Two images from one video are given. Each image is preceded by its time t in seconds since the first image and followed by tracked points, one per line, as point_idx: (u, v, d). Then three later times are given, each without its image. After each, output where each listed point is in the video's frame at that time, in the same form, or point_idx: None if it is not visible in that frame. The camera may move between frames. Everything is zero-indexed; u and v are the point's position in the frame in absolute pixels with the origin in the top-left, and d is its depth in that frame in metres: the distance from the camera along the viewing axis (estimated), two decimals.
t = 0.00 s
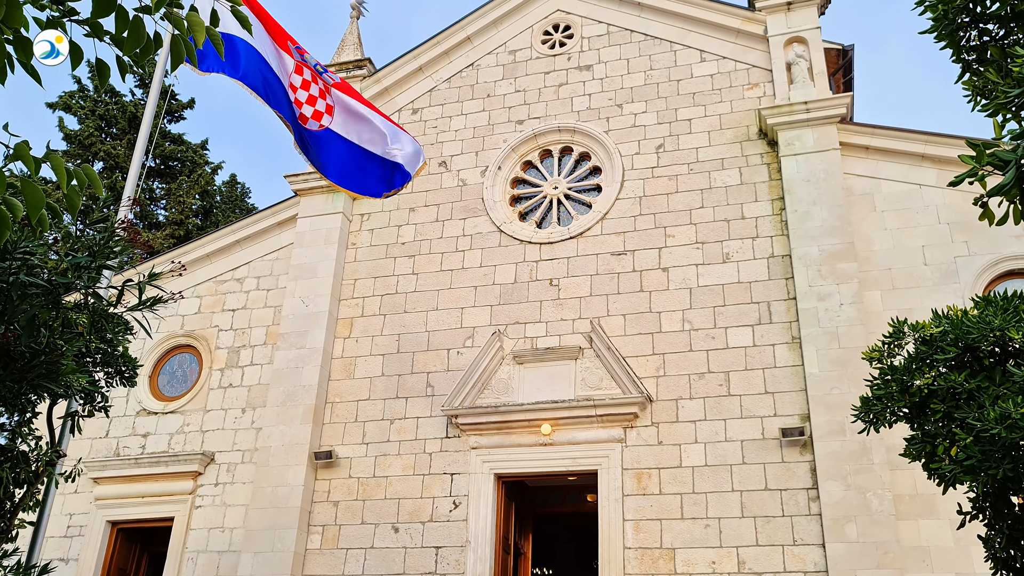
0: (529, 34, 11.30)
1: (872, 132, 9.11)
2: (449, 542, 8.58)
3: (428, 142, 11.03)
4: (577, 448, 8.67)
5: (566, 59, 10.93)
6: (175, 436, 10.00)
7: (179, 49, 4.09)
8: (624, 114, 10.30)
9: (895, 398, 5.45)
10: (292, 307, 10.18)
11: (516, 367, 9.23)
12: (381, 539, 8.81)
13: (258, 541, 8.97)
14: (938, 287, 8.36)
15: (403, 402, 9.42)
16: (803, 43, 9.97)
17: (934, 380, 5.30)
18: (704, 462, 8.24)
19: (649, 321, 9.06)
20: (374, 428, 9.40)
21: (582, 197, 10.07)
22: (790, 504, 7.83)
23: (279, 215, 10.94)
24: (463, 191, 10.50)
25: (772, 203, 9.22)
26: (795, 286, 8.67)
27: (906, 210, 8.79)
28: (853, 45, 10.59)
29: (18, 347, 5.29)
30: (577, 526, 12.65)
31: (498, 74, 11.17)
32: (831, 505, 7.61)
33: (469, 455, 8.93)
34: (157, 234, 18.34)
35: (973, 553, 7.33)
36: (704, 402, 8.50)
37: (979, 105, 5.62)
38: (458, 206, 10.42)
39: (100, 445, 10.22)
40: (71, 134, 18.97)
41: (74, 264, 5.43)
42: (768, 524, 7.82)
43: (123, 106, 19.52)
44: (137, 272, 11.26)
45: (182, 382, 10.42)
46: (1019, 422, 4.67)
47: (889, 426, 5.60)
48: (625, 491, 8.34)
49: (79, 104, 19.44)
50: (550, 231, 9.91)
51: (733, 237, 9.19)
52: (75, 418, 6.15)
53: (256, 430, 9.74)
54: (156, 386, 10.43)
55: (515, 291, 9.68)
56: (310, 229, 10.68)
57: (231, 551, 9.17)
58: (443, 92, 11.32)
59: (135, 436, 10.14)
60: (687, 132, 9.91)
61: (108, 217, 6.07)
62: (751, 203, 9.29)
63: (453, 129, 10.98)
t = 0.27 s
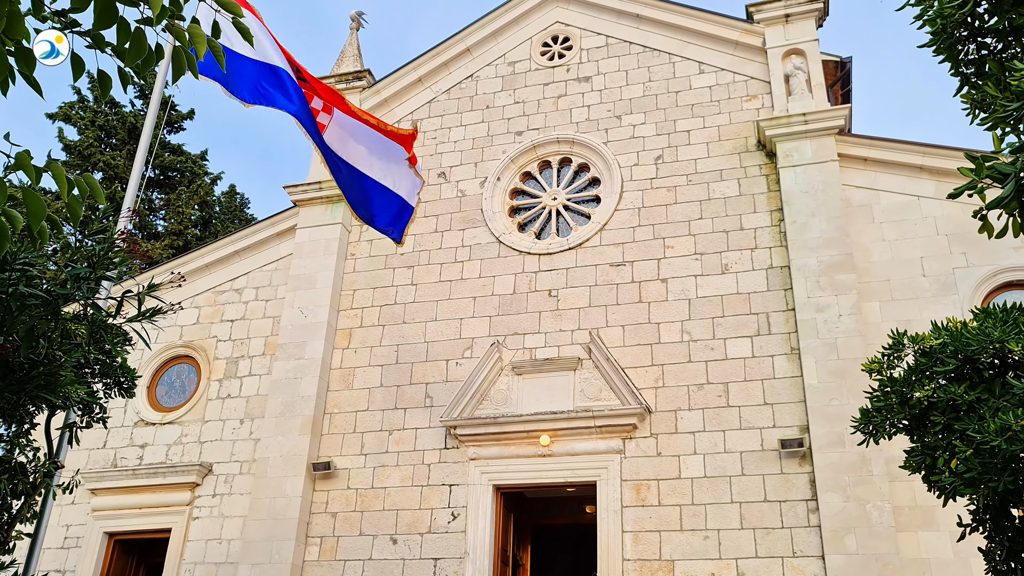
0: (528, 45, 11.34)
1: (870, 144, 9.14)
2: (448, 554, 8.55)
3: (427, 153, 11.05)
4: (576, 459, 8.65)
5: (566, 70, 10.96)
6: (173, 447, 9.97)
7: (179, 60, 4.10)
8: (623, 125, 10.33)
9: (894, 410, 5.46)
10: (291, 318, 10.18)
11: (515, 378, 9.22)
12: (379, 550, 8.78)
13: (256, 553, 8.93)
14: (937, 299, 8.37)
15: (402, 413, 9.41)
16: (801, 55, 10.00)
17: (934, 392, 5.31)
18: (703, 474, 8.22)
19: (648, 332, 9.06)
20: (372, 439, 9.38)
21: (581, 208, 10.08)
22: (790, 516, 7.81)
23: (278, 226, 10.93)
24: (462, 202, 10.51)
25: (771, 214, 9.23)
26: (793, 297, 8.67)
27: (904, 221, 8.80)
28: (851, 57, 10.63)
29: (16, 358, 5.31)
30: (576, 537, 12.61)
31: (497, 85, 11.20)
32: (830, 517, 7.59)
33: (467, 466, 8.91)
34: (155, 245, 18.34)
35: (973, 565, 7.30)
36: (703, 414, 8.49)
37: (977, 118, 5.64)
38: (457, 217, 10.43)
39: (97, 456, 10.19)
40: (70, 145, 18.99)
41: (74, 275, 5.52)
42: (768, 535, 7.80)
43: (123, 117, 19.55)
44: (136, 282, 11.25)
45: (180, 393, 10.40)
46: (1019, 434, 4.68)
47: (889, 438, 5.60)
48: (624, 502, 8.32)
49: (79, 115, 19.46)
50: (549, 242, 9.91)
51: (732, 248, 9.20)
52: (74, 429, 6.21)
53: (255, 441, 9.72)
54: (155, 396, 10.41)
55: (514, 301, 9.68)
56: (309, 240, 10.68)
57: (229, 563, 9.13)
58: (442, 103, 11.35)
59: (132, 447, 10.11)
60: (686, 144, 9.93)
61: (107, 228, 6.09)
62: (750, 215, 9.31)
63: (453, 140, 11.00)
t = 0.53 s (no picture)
0: (527, 56, 11.37)
1: (868, 155, 9.15)
2: (446, 565, 8.52)
3: (426, 163, 11.07)
4: (574, 470, 8.64)
5: (565, 81, 10.99)
6: (171, 457, 9.95)
7: (179, 72, 4.11)
8: (622, 136, 10.35)
9: (893, 422, 5.47)
10: (289, 328, 10.17)
11: (514, 388, 9.22)
12: (377, 561, 8.75)
13: (254, 564, 8.90)
14: (936, 310, 8.37)
15: (400, 423, 9.39)
16: (799, 66, 10.03)
17: (932, 403, 5.31)
18: (702, 485, 8.20)
19: (647, 342, 9.06)
20: (370, 449, 9.36)
21: (579, 219, 10.10)
22: (789, 527, 7.79)
23: (276, 235, 10.95)
24: (460, 212, 10.52)
25: (770, 225, 9.24)
26: (792, 308, 8.67)
27: (903, 232, 8.81)
28: (849, 69, 10.66)
29: (14, 368, 5.33)
30: (574, 548, 12.57)
31: (496, 96, 11.23)
32: (829, 528, 7.57)
33: (466, 476, 8.89)
34: (153, 254, 18.32)
35: None
36: (702, 424, 8.48)
37: (976, 131, 5.66)
38: (456, 227, 10.44)
39: (95, 466, 10.16)
40: (69, 154, 19.01)
41: (72, 285, 5.53)
42: (767, 547, 7.77)
43: (122, 127, 19.58)
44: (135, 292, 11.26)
45: (178, 403, 10.38)
46: (1018, 446, 4.68)
47: (888, 449, 5.61)
48: (623, 513, 8.29)
49: (78, 124, 19.49)
50: (547, 253, 9.92)
51: (730, 259, 9.20)
52: (71, 440, 6.22)
53: (252, 451, 9.70)
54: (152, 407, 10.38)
55: (513, 311, 9.68)
56: (308, 249, 10.68)
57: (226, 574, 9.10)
58: (441, 113, 11.38)
59: (130, 457, 10.08)
60: (685, 154, 9.96)
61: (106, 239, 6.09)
62: (748, 225, 9.32)
63: (452, 150, 11.02)
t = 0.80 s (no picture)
0: (526, 66, 11.41)
1: (866, 165, 9.18)
2: None
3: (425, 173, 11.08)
4: (573, 480, 8.62)
5: (563, 91, 11.02)
6: (168, 467, 9.92)
7: (177, 82, 4.11)
8: (620, 146, 10.38)
9: (891, 432, 5.49)
10: (288, 337, 10.17)
11: (512, 398, 9.21)
12: (374, 571, 8.72)
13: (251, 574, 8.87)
14: (934, 320, 8.37)
15: (398, 433, 9.38)
16: (797, 77, 10.06)
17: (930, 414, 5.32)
18: (700, 495, 8.19)
19: (646, 352, 9.05)
20: (368, 459, 9.34)
21: (578, 228, 10.10)
22: (788, 538, 7.78)
23: (275, 245, 10.95)
24: (459, 222, 10.53)
25: (768, 235, 9.25)
26: (790, 318, 8.67)
27: (901, 242, 8.82)
28: (847, 79, 10.70)
29: (12, 378, 5.36)
30: (573, 559, 12.53)
31: (495, 106, 11.25)
32: (828, 539, 7.55)
33: (464, 487, 8.88)
34: (152, 263, 18.31)
35: None
36: (701, 434, 8.47)
37: (973, 142, 5.67)
38: (454, 237, 10.45)
39: (92, 476, 10.14)
40: (68, 163, 19.02)
41: (70, 295, 5.57)
42: (765, 557, 7.75)
43: (122, 136, 19.61)
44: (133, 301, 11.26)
45: (175, 412, 10.36)
46: (1016, 457, 4.68)
47: (886, 460, 5.62)
48: (621, 523, 8.28)
49: (77, 134, 19.51)
50: (546, 262, 9.92)
51: (728, 269, 9.21)
52: (68, 449, 6.23)
53: (250, 461, 9.68)
54: (150, 416, 10.36)
55: (511, 321, 9.68)
56: (307, 259, 10.68)
57: None
58: (440, 123, 11.40)
59: (127, 467, 10.06)
60: (683, 165, 9.97)
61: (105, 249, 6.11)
62: (747, 235, 9.33)
63: (451, 159, 11.04)
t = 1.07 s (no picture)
0: (525, 76, 11.43)
1: (864, 175, 9.19)
2: None
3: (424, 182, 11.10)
4: (571, 490, 8.61)
5: (562, 101, 11.04)
6: (165, 476, 9.90)
7: (177, 92, 4.12)
8: (618, 156, 10.40)
9: (889, 443, 5.49)
10: (286, 346, 10.16)
11: (511, 408, 9.20)
12: None
13: None
14: (932, 330, 8.37)
15: (396, 442, 9.36)
16: (795, 87, 10.09)
17: (929, 426, 5.33)
18: (698, 505, 8.18)
19: (644, 362, 9.05)
20: (366, 469, 9.33)
21: (576, 238, 10.11)
22: (786, 548, 7.76)
23: (274, 254, 10.95)
24: (458, 231, 10.54)
25: (767, 245, 9.26)
26: (789, 327, 8.68)
27: (899, 252, 8.83)
28: (845, 90, 10.73)
29: (9, 388, 5.38)
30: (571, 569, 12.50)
31: (493, 116, 11.27)
32: (827, 549, 7.53)
33: (462, 496, 8.86)
34: (150, 272, 18.30)
35: None
36: (699, 444, 8.46)
37: (969, 154, 5.69)
38: (453, 246, 10.45)
39: (89, 485, 10.11)
40: (67, 172, 19.03)
41: (69, 304, 5.62)
42: (764, 568, 7.74)
43: (121, 144, 19.62)
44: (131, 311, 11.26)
45: (173, 421, 10.34)
46: (1015, 468, 4.67)
47: (884, 471, 5.62)
48: (619, 533, 8.26)
49: (77, 142, 19.53)
50: (545, 272, 9.93)
51: (727, 278, 9.22)
52: (65, 459, 6.23)
53: (248, 470, 9.66)
54: (147, 425, 10.34)
55: (510, 330, 9.67)
56: (305, 268, 10.68)
57: None
58: (439, 133, 11.43)
59: (124, 476, 10.04)
60: (682, 174, 9.99)
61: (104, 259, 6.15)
62: (745, 245, 9.34)
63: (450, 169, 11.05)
